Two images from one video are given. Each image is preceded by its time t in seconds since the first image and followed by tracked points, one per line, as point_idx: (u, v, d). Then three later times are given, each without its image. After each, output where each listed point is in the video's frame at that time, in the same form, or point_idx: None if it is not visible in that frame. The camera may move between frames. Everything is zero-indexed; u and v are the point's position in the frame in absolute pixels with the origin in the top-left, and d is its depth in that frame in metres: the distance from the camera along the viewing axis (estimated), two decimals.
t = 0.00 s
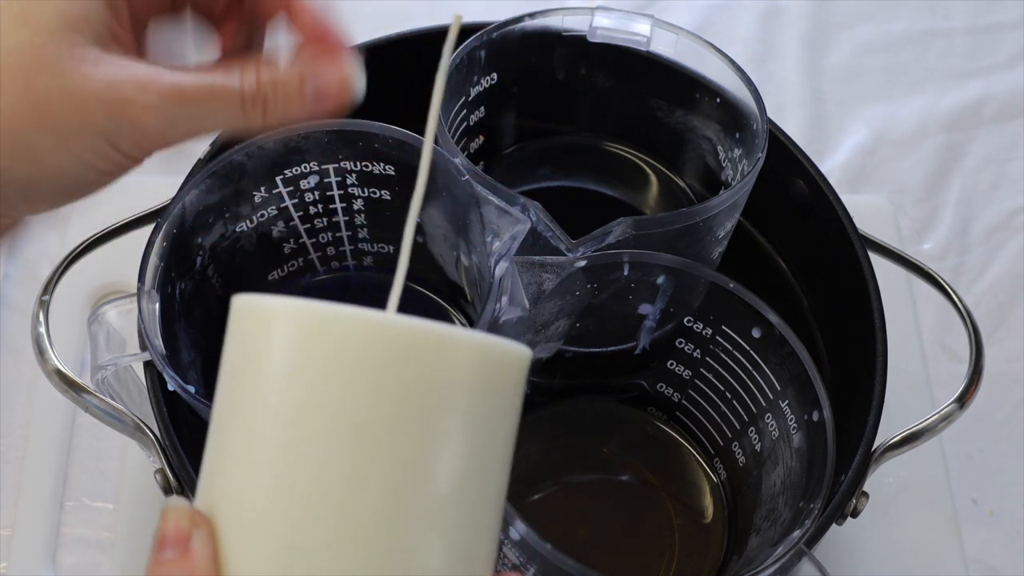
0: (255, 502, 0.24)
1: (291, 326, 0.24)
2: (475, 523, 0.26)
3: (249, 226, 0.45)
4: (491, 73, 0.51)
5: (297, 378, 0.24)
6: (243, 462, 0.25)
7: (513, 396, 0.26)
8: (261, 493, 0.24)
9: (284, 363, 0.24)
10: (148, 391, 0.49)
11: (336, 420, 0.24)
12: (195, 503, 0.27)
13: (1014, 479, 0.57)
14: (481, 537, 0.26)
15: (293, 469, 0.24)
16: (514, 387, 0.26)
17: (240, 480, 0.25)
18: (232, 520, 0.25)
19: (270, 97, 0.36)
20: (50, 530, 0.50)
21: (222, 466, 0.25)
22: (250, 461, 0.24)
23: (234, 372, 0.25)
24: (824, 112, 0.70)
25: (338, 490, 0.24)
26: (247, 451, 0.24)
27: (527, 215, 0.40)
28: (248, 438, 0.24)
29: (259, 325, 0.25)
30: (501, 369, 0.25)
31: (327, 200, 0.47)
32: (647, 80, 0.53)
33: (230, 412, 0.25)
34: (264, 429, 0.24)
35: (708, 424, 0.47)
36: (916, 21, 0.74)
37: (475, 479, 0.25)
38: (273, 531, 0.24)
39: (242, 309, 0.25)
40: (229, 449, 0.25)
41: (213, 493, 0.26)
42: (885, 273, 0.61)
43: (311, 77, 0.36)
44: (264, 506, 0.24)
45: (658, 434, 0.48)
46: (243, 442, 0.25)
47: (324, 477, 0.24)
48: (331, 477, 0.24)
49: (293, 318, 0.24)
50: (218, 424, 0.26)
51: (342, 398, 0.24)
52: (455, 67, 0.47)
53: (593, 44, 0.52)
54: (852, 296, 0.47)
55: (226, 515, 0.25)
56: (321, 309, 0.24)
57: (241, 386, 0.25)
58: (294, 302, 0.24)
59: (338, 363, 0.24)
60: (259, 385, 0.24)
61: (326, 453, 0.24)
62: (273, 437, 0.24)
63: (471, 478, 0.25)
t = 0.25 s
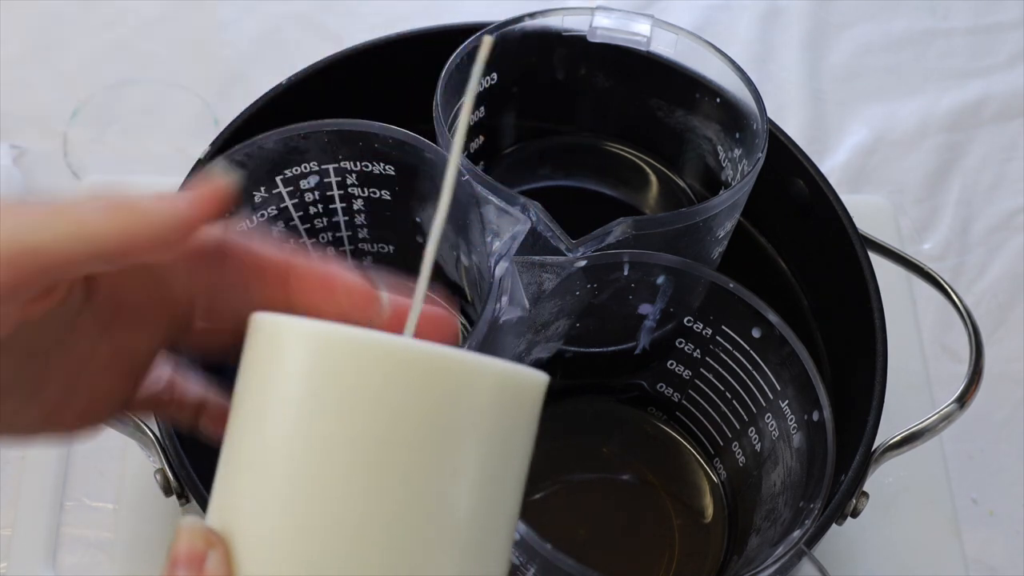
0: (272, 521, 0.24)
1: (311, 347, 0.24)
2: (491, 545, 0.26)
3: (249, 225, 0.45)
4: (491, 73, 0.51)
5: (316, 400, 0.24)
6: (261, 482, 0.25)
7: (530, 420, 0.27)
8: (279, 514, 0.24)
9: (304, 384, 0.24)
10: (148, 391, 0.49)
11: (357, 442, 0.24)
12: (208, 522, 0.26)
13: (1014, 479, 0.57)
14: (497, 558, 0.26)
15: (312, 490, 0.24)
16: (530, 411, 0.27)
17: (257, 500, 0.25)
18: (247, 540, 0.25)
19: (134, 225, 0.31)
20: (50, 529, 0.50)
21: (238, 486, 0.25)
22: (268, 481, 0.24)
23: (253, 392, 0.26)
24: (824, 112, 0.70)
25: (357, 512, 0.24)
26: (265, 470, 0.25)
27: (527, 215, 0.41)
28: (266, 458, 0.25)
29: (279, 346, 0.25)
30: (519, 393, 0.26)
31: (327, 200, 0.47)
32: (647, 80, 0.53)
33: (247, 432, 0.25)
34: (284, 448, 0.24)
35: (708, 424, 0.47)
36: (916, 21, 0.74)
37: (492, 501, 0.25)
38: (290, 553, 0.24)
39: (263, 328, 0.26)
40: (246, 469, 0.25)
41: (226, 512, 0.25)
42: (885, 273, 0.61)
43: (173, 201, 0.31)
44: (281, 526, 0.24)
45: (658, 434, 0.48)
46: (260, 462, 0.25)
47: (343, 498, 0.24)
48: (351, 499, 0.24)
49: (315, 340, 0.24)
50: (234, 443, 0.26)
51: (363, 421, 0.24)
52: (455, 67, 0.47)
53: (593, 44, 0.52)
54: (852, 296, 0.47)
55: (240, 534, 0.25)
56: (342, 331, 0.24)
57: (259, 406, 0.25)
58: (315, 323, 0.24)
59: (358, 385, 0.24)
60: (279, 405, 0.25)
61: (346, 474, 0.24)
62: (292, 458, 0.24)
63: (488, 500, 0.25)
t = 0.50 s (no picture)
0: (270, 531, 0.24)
1: (307, 356, 0.24)
2: (489, 548, 0.26)
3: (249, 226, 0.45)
4: (491, 73, 0.51)
5: (314, 407, 0.24)
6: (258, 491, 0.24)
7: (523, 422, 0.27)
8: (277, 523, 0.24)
9: (301, 393, 0.24)
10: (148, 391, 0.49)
11: (356, 448, 0.24)
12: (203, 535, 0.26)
13: (1014, 479, 0.57)
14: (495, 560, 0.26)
15: (311, 498, 0.24)
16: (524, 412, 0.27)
17: (254, 511, 0.24)
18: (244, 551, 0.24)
19: (94, 188, 0.29)
20: (50, 529, 0.50)
21: (233, 496, 0.25)
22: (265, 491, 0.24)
23: (246, 403, 0.25)
24: (824, 112, 0.70)
25: (355, 518, 0.24)
26: (262, 480, 0.24)
27: (527, 215, 0.40)
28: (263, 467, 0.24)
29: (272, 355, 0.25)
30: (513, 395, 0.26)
31: (327, 200, 0.47)
32: (647, 80, 0.53)
33: (241, 442, 0.25)
34: (280, 457, 0.24)
35: (708, 424, 0.46)
36: (916, 21, 0.74)
37: (489, 504, 0.26)
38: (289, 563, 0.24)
39: (254, 338, 0.26)
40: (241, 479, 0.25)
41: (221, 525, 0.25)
42: (885, 273, 0.61)
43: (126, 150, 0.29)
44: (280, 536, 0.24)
45: (658, 434, 0.48)
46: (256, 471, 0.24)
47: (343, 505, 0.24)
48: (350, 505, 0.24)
49: (310, 348, 0.24)
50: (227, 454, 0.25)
51: (362, 427, 0.24)
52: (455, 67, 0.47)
53: (593, 44, 0.52)
54: (852, 296, 0.47)
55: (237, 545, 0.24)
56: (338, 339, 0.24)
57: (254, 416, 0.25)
58: (307, 332, 0.24)
59: (356, 392, 0.24)
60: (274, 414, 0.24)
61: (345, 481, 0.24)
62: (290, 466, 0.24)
63: (485, 502, 0.26)
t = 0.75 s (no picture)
0: (232, 518, 0.24)
1: (263, 342, 0.24)
2: (455, 531, 0.26)
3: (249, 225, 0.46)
4: (491, 73, 0.51)
5: (271, 393, 0.24)
6: (219, 478, 0.24)
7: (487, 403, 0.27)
8: (239, 511, 0.24)
9: (257, 380, 0.24)
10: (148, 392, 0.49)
11: (314, 432, 0.24)
12: (171, 527, 0.26)
13: (1014, 479, 0.57)
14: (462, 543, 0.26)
15: (270, 484, 0.24)
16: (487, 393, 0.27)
17: (217, 499, 0.24)
18: (209, 540, 0.24)
19: (148, 164, 0.30)
20: (50, 530, 0.49)
21: (198, 485, 0.25)
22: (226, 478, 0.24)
23: (207, 394, 0.25)
24: (824, 112, 0.70)
25: (320, 504, 0.24)
26: (225, 468, 0.24)
27: (527, 215, 0.41)
28: (224, 456, 0.24)
29: (230, 344, 0.25)
30: (474, 376, 0.26)
31: (327, 200, 0.47)
32: (647, 80, 0.53)
33: (203, 432, 0.25)
34: (241, 445, 0.24)
35: (708, 424, 0.46)
36: (916, 21, 0.74)
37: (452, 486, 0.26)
38: (251, 551, 0.24)
39: (212, 329, 0.26)
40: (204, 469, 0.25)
41: (188, 515, 0.25)
42: (885, 273, 0.61)
43: (181, 133, 0.29)
44: (242, 523, 0.24)
45: (658, 434, 0.48)
46: (218, 461, 0.24)
47: (302, 490, 0.24)
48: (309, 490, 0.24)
49: (266, 335, 0.24)
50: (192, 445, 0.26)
51: (319, 412, 0.24)
52: (455, 67, 0.47)
53: (593, 44, 0.52)
54: (852, 296, 0.47)
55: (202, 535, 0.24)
56: (292, 324, 0.24)
57: (214, 405, 0.25)
58: (267, 319, 0.24)
59: (313, 376, 0.24)
60: (234, 403, 0.24)
61: (304, 466, 0.24)
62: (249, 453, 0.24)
63: (449, 484, 0.25)
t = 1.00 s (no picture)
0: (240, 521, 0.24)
1: (271, 349, 0.24)
2: (465, 533, 0.26)
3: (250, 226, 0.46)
4: (491, 73, 0.51)
5: (278, 399, 0.24)
6: (226, 480, 0.24)
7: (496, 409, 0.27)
8: (245, 517, 0.24)
9: (264, 384, 0.24)
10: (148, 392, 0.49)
11: (320, 436, 0.24)
12: (177, 534, 0.26)
13: (1014, 479, 0.57)
14: (472, 543, 0.26)
15: (278, 485, 0.24)
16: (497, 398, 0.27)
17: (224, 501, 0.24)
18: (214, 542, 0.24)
19: (154, 152, 0.33)
20: (50, 530, 0.49)
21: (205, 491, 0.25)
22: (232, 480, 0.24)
23: (213, 400, 0.25)
24: (824, 112, 0.70)
25: (324, 509, 0.24)
26: (231, 473, 0.24)
27: (527, 215, 0.41)
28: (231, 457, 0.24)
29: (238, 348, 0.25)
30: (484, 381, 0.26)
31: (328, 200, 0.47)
32: (647, 80, 0.53)
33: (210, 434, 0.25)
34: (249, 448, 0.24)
35: (708, 424, 0.46)
36: (916, 21, 0.74)
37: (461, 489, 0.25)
38: (258, 553, 0.24)
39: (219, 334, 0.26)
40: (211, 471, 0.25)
41: (194, 522, 0.25)
42: (885, 272, 0.61)
43: (182, 123, 0.33)
44: (249, 525, 0.24)
45: (658, 434, 0.48)
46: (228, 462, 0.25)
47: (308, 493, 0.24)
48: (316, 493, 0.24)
49: (271, 342, 0.24)
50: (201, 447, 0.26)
51: (325, 416, 0.24)
52: (455, 67, 0.47)
53: (593, 44, 0.52)
54: (852, 296, 0.47)
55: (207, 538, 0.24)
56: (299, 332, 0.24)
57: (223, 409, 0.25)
58: (272, 325, 0.24)
59: (319, 383, 0.24)
60: (239, 405, 0.25)
61: (310, 468, 0.24)
62: (256, 457, 0.24)
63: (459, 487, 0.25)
